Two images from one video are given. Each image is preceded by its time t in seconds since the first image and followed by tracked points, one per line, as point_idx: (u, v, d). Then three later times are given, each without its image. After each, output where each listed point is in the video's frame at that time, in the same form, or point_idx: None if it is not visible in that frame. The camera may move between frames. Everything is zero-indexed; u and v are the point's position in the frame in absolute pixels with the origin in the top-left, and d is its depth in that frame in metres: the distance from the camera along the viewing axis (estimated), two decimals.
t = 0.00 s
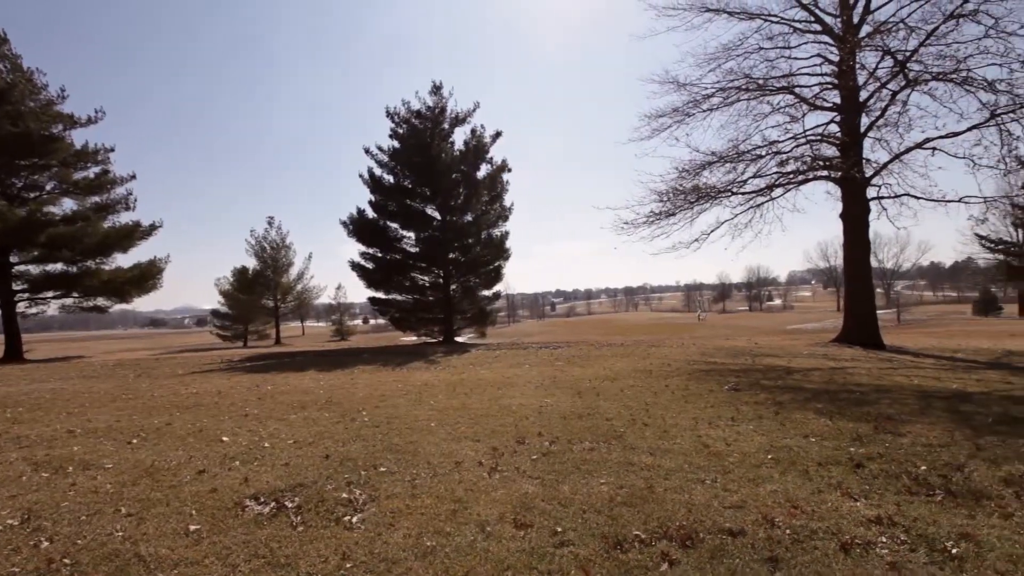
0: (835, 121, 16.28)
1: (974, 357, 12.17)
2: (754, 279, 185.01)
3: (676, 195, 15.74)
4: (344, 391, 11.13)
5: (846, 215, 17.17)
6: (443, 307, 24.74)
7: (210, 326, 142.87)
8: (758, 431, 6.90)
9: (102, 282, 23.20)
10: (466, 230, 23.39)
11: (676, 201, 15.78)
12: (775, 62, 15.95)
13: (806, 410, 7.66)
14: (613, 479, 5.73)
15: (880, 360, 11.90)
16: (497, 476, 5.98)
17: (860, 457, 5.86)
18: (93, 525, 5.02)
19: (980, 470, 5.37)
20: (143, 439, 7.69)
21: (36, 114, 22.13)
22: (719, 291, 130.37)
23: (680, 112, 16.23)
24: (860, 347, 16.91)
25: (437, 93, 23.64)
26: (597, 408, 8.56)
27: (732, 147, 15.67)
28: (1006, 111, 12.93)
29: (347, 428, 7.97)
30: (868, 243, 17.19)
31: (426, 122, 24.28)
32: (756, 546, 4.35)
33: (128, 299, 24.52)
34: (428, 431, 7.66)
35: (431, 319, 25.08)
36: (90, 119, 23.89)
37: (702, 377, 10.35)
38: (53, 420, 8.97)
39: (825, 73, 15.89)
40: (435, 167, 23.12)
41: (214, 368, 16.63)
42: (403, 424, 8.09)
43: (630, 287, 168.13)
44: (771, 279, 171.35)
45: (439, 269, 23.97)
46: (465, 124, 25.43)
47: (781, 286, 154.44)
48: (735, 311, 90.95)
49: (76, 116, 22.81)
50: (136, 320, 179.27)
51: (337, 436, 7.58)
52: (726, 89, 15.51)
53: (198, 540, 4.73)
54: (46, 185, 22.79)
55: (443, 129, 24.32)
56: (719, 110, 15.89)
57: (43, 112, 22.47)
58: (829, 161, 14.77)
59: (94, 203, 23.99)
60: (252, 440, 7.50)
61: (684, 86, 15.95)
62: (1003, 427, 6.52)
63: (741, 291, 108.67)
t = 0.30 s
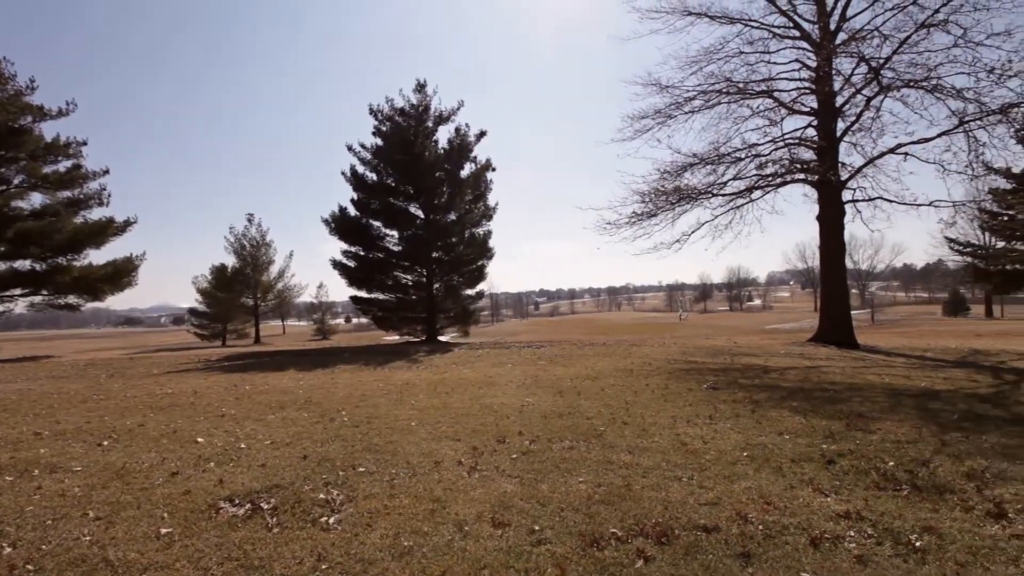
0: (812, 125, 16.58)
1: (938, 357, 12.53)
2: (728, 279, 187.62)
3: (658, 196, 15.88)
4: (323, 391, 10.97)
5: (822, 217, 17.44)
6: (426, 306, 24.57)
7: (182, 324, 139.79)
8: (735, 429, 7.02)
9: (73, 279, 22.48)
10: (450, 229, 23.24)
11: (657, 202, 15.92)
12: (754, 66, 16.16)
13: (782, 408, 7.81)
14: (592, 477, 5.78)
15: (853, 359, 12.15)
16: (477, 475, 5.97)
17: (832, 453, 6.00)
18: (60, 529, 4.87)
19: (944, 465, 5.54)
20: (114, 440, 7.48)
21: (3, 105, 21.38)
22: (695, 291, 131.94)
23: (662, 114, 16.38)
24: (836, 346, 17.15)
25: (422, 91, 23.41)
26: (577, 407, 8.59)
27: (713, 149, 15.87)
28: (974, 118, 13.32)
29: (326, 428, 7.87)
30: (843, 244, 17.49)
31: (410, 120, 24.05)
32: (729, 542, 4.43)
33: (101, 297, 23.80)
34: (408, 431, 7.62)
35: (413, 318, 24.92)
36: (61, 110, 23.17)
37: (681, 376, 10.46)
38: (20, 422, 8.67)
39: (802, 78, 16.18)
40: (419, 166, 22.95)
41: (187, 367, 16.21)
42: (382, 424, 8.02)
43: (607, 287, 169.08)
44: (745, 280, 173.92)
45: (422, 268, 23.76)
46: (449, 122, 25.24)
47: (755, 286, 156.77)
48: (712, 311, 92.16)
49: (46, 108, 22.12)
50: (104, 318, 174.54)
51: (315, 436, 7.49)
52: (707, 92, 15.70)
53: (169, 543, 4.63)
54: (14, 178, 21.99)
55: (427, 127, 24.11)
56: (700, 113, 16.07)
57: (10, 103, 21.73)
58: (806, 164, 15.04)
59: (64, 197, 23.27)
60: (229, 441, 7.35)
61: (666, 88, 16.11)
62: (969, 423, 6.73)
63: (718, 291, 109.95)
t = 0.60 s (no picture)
0: (787, 130, 16.89)
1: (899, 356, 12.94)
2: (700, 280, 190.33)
3: (638, 197, 16.02)
4: (299, 391, 10.79)
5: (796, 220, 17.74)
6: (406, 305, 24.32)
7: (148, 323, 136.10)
8: (709, 427, 7.14)
9: (37, 276, 21.62)
10: (430, 228, 23.04)
11: (637, 203, 16.07)
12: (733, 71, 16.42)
13: (755, 406, 7.96)
14: (568, 476, 5.80)
15: (824, 359, 12.42)
16: (453, 476, 5.94)
17: (801, 451, 6.14)
18: (19, 536, 4.70)
19: (907, 461, 5.73)
20: (79, 443, 7.24)
21: None
22: (668, 291, 133.61)
23: (642, 116, 16.53)
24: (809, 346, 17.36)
25: (402, 88, 23.15)
26: (555, 407, 8.60)
27: (692, 152, 16.07)
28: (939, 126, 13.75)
29: (301, 429, 7.75)
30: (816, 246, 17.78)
31: (391, 118, 23.81)
32: (699, 538, 4.50)
33: (68, 295, 22.97)
34: (385, 431, 7.54)
35: (393, 317, 24.65)
36: (26, 101, 22.35)
37: (659, 376, 10.57)
38: None
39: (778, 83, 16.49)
40: (400, 164, 22.72)
41: (155, 368, 15.76)
42: (358, 425, 7.92)
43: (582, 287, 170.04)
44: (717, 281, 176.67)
45: (402, 267, 23.52)
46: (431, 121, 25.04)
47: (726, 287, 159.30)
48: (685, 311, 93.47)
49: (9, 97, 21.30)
50: (66, 316, 168.33)
51: (289, 437, 7.36)
52: (686, 96, 15.90)
53: (134, 549, 4.50)
54: None
55: (408, 125, 23.89)
56: (680, 116, 16.26)
57: None
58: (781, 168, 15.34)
59: (29, 191, 22.42)
60: (199, 443, 7.18)
61: (646, 91, 16.27)
62: (932, 421, 6.95)
63: (693, 291, 111.45)
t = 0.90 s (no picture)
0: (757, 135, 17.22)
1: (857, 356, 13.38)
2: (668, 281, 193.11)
3: (614, 199, 16.16)
4: (270, 392, 10.58)
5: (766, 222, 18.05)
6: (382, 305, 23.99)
7: (107, 322, 131.54)
8: (680, 426, 7.24)
9: None
10: (407, 227, 22.71)
11: (613, 205, 16.21)
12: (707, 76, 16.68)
13: (725, 405, 8.11)
14: (539, 476, 5.82)
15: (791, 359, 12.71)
16: (425, 477, 5.89)
17: (767, 448, 6.28)
18: None
19: (866, 457, 5.92)
20: (34, 448, 6.94)
21: None
22: (638, 292, 135.18)
23: (618, 119, 16.65)
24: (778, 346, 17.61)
25: (379, 85, 22.86)
26: (530, 407, 8.61)
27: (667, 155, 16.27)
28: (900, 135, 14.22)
29: (271, 431, 7.59)
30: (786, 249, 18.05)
31: (368, 116, 23.50)
32: (667, 535, 4.57)
33: (25, 292, 22.03)
34: (358, 432, 7.45)
35: (368, 317, 24.31)
36: None
37: (632, 375, 10.69)
38: None
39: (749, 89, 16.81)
40: (376, 162, 22.41)
41: (116, 368, 15.25)
42: (330, 426, 7.80)
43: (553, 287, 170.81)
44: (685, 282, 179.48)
45: (378, 266, 23.21)
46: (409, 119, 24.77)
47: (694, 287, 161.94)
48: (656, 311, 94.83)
49: None
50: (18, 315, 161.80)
51: (258, 439, 7.21)
52: (662, 99, 16.08)
53: (90, 557, 4.34)
54: None
55: (386, 123, 23.60)
56: (655, 120, 16.44)
57: None
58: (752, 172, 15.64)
59: None
60: (163, 446, 6.96)
61: (623, 94, 16.40)
62: (891, 418, 7.20)
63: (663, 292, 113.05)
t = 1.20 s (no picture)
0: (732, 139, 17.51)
1: (820, 355, 13.75)
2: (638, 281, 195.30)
3: (592, 200, 16.26)
4: (241, 392, 10.34)
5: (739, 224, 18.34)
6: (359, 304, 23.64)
7: (65, 322, 126.92)
8: (654, 425, 7.33)
9: None
10: (385, 225, 22.35)
11: (591, 206, 16.30)
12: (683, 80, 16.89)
13: (697, 404, 8.24)
14: (512, 475, 5.82)
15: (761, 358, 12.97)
16: (398, 477, 5.84)
17: (736, 446, 6.40)
18: None
19: (830, 453, 6.09)
20: None
21: None
22: (610, 292, 136.34)
23: (596, 120, 16.74)
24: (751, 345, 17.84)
25: (358, 82, 22.53)
26: (505, 407, 8.59)
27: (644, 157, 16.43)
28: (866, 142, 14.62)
29: (240, 432, 7.42)
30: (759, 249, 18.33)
31: (346, 112, 23.15)
32: (637, 533, 4.62)
33: None
34: (331, 433, 7.34)
35: (345, 316, 23.92)
36: None
37: (608, 375, 10.77)
38: None
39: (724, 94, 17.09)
40: (354, 159, 22.08)
41: (77, 369, 14.74)
42: (302, 427, 7.65)
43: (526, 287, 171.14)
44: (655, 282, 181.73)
45: (355, 264, 22.85)
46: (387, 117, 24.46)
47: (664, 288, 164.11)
48: (629, 311, 95.79)
49: None
50: None
51: (227, 441, 7.03)
52: (640, 102, 16.24)
53: (44, 565, 4.18)
54: None
55: (364, 120, 23.28)
56: (632, 122, 16.59)
57: None
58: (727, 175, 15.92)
59: None
60: (126, 450, 6.74)
61: (601, 96, 16.50)
62: (855, 415, 7.41)
63: (636, 292, 114.32)
